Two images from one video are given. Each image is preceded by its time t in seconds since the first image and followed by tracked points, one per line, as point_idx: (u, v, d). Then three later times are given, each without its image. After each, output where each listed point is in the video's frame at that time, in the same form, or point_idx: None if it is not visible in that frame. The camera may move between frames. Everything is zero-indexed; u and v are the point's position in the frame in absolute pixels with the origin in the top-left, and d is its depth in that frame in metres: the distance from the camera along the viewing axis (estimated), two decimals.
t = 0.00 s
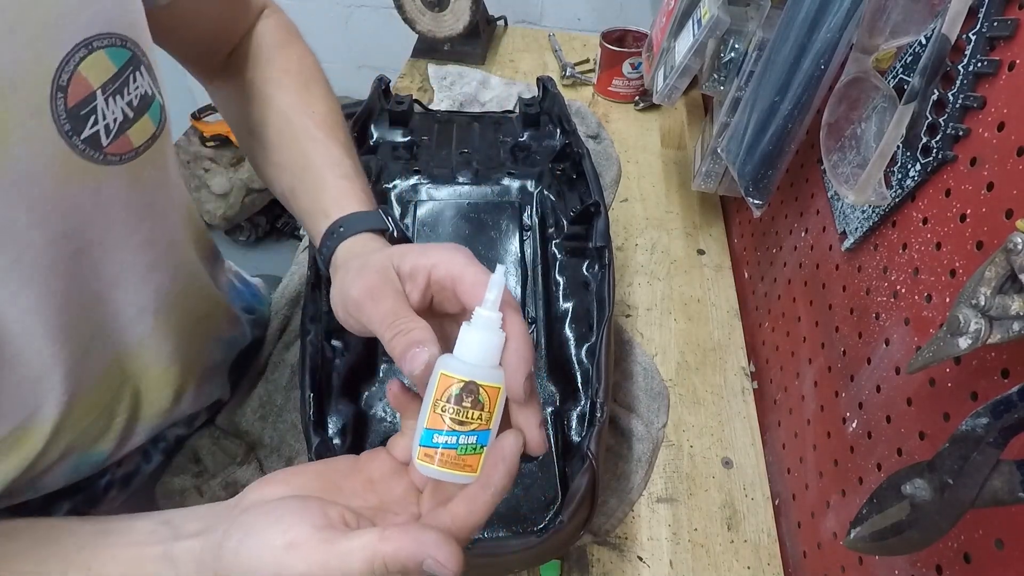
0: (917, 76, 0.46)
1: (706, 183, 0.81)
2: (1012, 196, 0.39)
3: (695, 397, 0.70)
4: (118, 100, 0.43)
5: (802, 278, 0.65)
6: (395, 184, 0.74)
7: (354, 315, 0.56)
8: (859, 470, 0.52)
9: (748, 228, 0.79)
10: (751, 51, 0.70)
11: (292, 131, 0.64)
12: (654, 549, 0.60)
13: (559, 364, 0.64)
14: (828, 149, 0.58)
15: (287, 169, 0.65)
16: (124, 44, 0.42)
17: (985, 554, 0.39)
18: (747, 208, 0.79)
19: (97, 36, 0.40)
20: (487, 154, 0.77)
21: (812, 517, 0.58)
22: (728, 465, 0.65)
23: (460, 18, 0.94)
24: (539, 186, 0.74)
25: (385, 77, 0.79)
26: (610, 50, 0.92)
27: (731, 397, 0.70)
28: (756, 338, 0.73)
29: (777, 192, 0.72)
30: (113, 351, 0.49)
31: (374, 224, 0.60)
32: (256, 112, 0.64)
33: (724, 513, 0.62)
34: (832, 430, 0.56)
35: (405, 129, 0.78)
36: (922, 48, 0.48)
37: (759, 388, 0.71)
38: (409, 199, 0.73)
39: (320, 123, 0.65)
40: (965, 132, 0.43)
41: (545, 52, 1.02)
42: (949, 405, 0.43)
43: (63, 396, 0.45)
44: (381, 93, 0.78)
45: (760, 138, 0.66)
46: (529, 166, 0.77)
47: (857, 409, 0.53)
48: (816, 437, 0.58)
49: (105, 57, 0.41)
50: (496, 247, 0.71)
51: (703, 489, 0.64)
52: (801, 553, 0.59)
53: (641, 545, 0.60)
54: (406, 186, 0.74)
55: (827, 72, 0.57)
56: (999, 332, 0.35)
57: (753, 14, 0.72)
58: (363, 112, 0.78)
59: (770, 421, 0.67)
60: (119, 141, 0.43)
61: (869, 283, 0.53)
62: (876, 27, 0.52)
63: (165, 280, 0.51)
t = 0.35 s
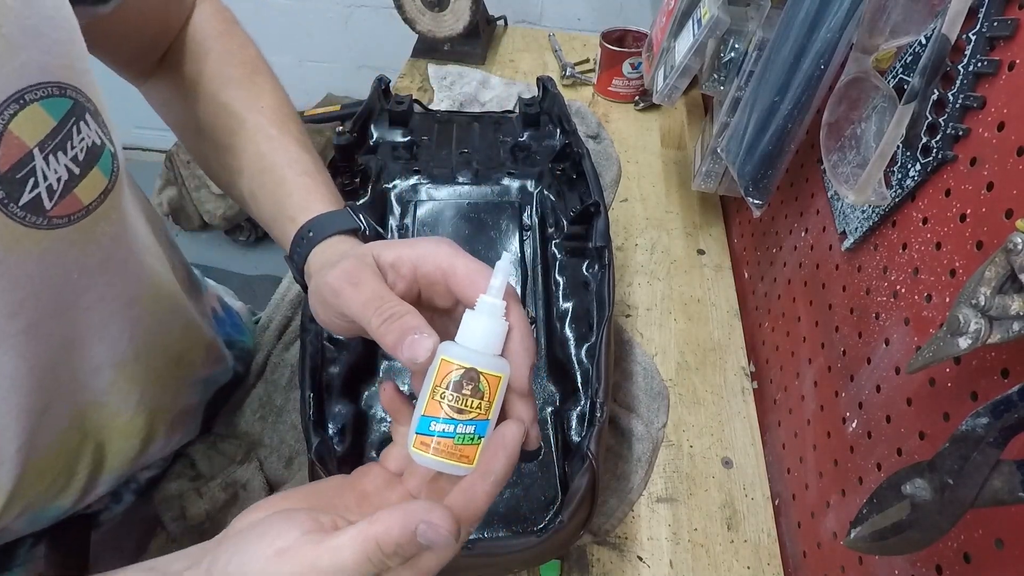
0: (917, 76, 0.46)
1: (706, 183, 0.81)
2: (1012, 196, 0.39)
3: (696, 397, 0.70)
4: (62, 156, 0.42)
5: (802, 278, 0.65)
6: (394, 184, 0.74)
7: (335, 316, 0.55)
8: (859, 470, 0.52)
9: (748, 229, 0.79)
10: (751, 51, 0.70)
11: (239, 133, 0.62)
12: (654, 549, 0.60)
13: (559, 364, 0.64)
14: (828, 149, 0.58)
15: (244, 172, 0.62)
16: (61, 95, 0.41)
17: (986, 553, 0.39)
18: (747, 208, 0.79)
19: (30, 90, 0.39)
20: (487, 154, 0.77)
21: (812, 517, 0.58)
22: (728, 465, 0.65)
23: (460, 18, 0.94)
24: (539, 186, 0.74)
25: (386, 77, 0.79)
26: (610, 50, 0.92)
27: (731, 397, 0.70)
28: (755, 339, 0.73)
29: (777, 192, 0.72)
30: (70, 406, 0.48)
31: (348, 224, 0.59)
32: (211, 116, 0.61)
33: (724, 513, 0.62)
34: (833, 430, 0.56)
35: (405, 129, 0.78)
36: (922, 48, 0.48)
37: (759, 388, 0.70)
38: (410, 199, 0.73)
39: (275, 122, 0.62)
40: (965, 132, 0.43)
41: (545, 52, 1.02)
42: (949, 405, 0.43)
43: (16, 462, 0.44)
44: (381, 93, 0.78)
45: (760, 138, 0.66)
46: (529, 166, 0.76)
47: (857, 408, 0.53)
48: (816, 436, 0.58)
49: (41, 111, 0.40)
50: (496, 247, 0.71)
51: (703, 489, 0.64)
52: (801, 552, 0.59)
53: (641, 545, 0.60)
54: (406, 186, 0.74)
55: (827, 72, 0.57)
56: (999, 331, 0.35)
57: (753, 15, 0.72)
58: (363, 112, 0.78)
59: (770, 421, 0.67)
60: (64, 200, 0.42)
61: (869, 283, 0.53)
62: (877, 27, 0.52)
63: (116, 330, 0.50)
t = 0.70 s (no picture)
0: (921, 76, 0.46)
1: (708, 182, 0.81)
2: (1015, 198, 0.40)
3: (697, 398, 0.69)
4: (56, 170, 0.46)
5: (802, 277, 0.65)
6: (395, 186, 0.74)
7: (332, 297, 0.59)
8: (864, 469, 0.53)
9: (746, 230, 0.78)
10: (753, 51, 0.70)
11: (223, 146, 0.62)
12: (655, 548, 0.61)
13: (561, 363, 0.64)
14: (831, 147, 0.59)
15: (229, 181, 0.62)
16: (53, 109, 0.45)
17: (987, 553, 0.40)
18: (746, 207, 0.79)
19: (17, 105, 0.44)
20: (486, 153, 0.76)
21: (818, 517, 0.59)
22: (728, 465, 0.66)
23: (459, 16, 0.94)
24: (537, 185, 0.74)
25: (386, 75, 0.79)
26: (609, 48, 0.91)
27: (732, 398, 0.70)
28: (757, 339, 0.73)
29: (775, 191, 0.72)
30: (67, 417, 0.53)
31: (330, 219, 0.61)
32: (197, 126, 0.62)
33: (723, 515, 0.63)
34: (836, 428, 0.57)
35: (402, 126, 0.77)
36: (918, 47, 0.47)
37: (760, 388, 0.70)
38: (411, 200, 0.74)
39: (262, 132, 0.62)
40: (965, 131, 0.43)
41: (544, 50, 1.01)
42: (949, 403, 0.43)
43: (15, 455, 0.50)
44: (379, 94, 0.77)
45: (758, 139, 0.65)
46: (527, 166, 0.75)
47: (858, 408, 0.53)
48: (821, 436, 0.59)
49: (32, 125, 0.44)
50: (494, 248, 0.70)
51: (705, 491, 0.64)
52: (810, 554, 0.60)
53: (642, 544, 0.61)
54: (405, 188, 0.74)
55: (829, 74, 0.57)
56: (999, 329, 0.36)
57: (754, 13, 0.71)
58: (363, 111, 0.77)
59: (771, 420, 0.68)
60: (61, 215, 0.46)
61: (869, 283, 0.53)
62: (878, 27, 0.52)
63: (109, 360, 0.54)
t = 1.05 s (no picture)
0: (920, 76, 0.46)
1: (708, 182, 0.81)
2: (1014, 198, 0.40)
3: (697, 398, 0.69)
4: (47, 166, 0.48)
5: (802, 277, 0.65)
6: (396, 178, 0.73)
7: (294, 211, 0.48)
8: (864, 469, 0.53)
9: (747, 229, 0.78)
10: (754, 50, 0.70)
11: (208, 108, 0.61)
12: (654, 547, 0.61)
13: (561, 364, 0.63)
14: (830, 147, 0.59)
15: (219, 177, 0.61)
16: (45, 106, 0.47)
17: (988, 553, 0.40)
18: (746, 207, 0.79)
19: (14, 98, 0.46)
20: (486, 153, 0.75)
21: (818, 517, 0.59)
22: (728, 465, 0.66)
23: (459, 16, 0.93)
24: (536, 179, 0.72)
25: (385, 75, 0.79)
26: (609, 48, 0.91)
27: (732, 398, 0.70)
28: (757, 338, 0.73)
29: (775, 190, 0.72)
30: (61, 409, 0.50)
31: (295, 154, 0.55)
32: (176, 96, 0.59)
33: (723, 515, 0.63)
34: (836, 427, 0.57)
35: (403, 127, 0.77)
36: (917, 47, 0.47)
37: (760, 388, 0.70)
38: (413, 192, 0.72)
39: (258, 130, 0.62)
40: (964, 132, 0.43)
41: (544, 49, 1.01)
42: (949, 403, 0.43)
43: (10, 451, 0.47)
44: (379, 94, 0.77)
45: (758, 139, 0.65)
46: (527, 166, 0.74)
47: (858, 408, 0.54)
48: (822, 436, 0.59)
49: (22, 120, 0.46)
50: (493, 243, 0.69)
51: (705, 491, 0.64)
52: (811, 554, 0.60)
53: (641, 543, 0.61)
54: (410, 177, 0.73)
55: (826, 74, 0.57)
56: (999, 329, 0.36)
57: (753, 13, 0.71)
58: (363, 111, 0.78)
59: (771, 420, 0.68)
60: (50, 211, 0.48)
61: (869, 282, 0.53)
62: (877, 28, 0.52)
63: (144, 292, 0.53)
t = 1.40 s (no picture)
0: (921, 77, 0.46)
1: (709, 181, 0.80)
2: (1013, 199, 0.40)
3: (697, 398, 0.69)
4: (77, 133, 0.43)
5: (802, 277, 0.65)
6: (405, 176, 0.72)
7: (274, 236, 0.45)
8: (863, 468, 0.53)
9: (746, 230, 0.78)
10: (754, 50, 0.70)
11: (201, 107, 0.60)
12: (653, 546, 0.61)
13: (562, 364, 0.64)
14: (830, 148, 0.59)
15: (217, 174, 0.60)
16: (77, 75, 0.43)
17: (988, 552, 0.40)
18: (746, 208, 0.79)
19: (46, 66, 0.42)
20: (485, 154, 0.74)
21: (816, 516, 0.59)
22: (728, 465, 0.66)
23: (459, 16, 0.93)
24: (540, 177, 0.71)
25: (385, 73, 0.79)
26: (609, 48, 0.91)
27: (731, 399, 0.70)
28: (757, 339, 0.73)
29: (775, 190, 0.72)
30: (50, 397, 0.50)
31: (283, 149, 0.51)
32: (193, 55, 0.53)
33: (723, 515, 0.63)
34: (836, 426, 0.57)
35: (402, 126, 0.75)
36: (917, 48, 0.47)
37: (760, 388, 0.70)
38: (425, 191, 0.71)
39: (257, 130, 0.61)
40: (965, 133, 0.43)
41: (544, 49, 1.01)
42: (949, 403, 0.43)
43: None
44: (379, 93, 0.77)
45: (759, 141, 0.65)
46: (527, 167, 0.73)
47: (858, 408, 0.54)
48: (822, 436, 0.59)
49: (56, 88, 0.41)
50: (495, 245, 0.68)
51: (705, 491, 0.64)
52: (810, 553, 0.60)
53: (641, 542, 0.61)
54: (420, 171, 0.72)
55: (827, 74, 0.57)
56: (1000, 330, 0.36)
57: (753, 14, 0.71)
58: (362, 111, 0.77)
59: (771, 420, 0.68)
60: (78, 176, 0.43)
61: (869, 283, 0.54)
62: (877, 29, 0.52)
63: (138, 303, 0.49)
